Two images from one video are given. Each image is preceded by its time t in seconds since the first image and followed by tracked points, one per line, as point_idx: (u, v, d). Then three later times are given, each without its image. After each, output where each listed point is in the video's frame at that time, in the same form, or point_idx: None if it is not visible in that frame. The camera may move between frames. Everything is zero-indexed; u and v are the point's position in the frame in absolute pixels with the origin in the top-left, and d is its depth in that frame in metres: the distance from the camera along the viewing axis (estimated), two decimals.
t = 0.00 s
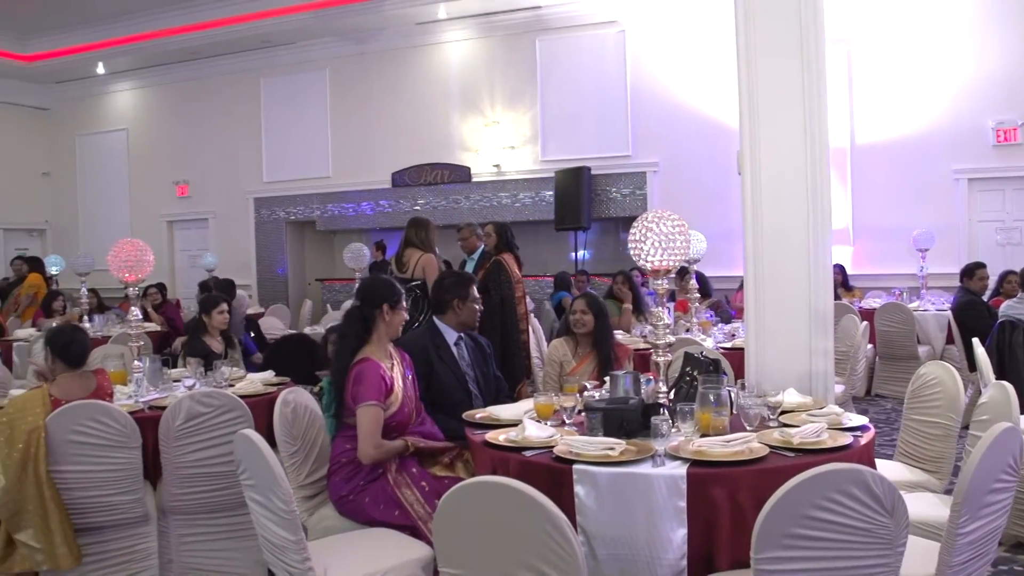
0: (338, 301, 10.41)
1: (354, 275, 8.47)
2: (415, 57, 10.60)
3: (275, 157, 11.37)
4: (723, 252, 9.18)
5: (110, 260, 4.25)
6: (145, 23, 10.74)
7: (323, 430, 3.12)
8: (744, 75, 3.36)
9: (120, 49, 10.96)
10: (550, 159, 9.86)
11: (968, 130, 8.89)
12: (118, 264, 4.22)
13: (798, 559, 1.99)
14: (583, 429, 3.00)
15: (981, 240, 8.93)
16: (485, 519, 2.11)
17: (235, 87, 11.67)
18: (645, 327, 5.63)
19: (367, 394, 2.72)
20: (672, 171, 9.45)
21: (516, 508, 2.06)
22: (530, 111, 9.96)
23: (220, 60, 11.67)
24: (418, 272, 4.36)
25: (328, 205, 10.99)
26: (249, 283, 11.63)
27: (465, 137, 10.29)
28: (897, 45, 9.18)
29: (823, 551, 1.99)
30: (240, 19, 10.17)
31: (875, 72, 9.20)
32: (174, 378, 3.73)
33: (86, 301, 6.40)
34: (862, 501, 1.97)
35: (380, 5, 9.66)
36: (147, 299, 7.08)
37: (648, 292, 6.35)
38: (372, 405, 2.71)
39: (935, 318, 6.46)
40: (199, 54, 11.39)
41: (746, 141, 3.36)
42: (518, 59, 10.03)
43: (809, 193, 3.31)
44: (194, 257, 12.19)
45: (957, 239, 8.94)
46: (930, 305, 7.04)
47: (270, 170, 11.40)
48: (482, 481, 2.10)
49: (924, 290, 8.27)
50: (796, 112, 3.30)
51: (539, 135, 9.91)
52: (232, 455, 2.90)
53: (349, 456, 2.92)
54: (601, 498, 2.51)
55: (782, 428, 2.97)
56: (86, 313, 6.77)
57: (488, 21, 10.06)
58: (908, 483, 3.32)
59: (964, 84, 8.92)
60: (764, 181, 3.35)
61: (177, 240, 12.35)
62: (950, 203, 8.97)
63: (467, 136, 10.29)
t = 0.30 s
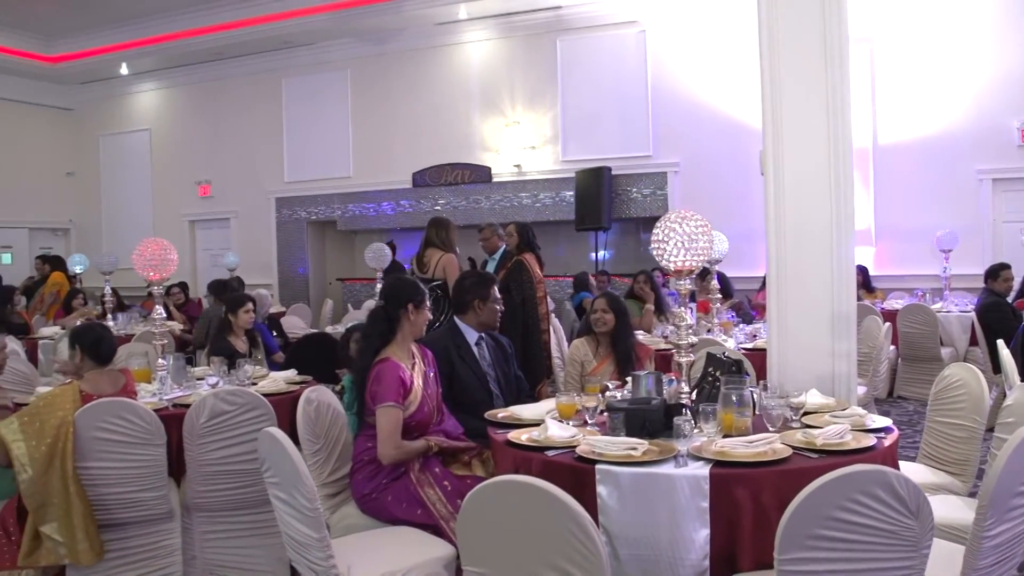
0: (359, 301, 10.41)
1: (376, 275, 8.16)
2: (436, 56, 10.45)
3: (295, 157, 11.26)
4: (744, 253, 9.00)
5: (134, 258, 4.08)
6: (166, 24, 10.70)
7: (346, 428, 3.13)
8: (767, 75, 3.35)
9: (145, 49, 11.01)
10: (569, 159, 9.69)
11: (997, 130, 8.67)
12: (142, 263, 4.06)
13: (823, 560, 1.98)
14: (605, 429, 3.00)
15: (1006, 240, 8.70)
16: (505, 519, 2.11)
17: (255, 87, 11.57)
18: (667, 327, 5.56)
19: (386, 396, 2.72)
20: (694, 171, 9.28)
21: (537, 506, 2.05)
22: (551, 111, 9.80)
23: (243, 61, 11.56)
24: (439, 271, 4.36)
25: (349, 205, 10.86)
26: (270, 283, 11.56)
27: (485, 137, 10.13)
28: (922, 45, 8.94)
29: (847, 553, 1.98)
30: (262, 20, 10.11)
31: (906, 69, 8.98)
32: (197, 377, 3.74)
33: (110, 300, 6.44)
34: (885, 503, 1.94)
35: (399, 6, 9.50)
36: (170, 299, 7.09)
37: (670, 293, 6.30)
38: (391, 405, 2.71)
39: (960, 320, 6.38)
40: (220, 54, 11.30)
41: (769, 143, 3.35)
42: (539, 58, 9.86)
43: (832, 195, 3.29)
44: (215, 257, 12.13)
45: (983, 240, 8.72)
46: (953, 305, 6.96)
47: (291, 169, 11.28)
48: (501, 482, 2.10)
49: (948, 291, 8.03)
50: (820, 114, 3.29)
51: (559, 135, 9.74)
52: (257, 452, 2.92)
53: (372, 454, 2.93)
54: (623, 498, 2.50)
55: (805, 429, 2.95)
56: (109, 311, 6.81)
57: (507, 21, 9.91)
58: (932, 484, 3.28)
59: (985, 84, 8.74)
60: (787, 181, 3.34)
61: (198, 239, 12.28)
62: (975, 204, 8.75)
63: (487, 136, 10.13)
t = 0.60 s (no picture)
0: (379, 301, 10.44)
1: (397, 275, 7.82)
2: (458, 57, 10.41)
3: (317, 157, 11.26)
4: (766, 254, 8.92)
5: (160, 257, 4.07)
6: (191, 26, 10.78)
7: (369, 427, 3.13)
8: (790, 75, 3.33)
9: (169, 51, 11.07)
10: (592, 159, 9.65)
11: None
12: (168, 262, 4.06)
13: (850, 562, 1.96)
14: (627, 429, 2.99)
15: None
16: (530, 518, 2.11)
17: (278, 88, 11.57)
18: (688, 328, 5.54)
19: (410, 396, 2.72)
20: (714, 172, 9.21)
21: (561, 506, 2.05)
22: (572, 111, 9.74)
23: (267, 60, 11.54)
24: (461, 272, 4.37)
25: (371, 205, 10.87)
26: (292, 283, 11.56)
27: (507, 137, 10.09)
28: (951, 43, 8.82)
29: (872, 556, 1.96)
30: (283, 21, 10.12)
31: (932, 69, 8.88)
32: (222, 375, 3.75)
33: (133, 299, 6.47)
34: (912, 506, 1.92)
35: (422, 7, 9.45)
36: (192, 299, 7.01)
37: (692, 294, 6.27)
38: (415, 406, 2.71)
39: (984, 322, 6.31)
40: (243, 55, 11.31)
41: (793, 146, 3.33)
42: (559, 58, 9.80)
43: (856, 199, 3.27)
44: (237, 256, 12.13)
45: (1007, 243, 8.59)
46: (977, 309, 6.91)
47: (314, 169, 11.29)
48: (526, 481, 2.10)
49: (970, 293, 7.96)
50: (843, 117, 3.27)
51: (580, 136, 9.69)
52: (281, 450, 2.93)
53: (395, 453, 2.93)
54: (646, 498, 2.47)
55: (829, 430, 2.92)
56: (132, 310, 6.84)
57: (528, 22, 9.86)
58: (957, 488, 3.25)
59: (1011, 83, 8.61)
60: (811, 180, 3.32)
61: (221, 239, 12.29)
62: (999, 204, 8.63)
63: (509, 136, 10.08)
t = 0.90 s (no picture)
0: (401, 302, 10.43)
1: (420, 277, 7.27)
2: (481, 57, 10.31)
3: (340, 157, 11.21)
4: (787, 254, 8.80)
5: (185, 257, 4.08)
6: (213, 26, 10.81)
7: (392, 427, 3.13)
8: (814, 75, 3.32)
9: (192, 52, 11.09)
10: (613, 160, 9.52)
11: None
12: (193, 261, 4.07)
13: (877, 565, 1.94)
14: (651, 430, 2.98)
15: None
16: (542, 521, 2.13)
17: (300, 89, 11.55)
18: (711, 329, 5.45)
19: (434, 392, 2.73)
20: (736, 172, 9.04)
21: (578, 505, 2.05)
22: (595, 112, 9.63)
23: (288, 62, 11.55)
24: (482, 272, 4.38)
25: (392, 206, 10.77)
26: (314, 282, 11.52)
27: (528, 138, 9.98)
28: (984, 42, 8.69)
29: (900, 559, 1.93)
30: (306, 22, 10.15)
31: (961, 69, 8.78)
32: (245, 374, 3.76)
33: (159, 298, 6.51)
34: (939, 509, 1.90)
35: (444, 8, 9.36)
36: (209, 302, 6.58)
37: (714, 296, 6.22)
38: (436, 401, 2.71)
39: (1011, 324, 6.24)
40: (266, 56, 11.30)
41: (817, 149, 3.32)
42: (580, 58, 9.70)
43: (880, 203, 3.26)
44: (260, 256, 12.15)
45: None
46: (1003, 310, 6.86)
47: (336, 169, 11.25)
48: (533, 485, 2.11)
49: (998, 296, 7.86)
50: (868, 121, 3.25)
51: (602, 137, 9.58)
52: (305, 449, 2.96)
53: (418, 452, 2.94)
54: (670, 500, 2.41)
55: (854, 433, 2.89)
56: (158, 310, 6.88)
57: (550, 22, 9.74)
58: (983, 492, 3.23)
59: None
60: (834, 181, 3.30)
61: (244, 239, 12.30)
62: None
63: (531, 136, 9.97)
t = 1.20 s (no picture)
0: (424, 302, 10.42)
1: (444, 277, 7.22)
2: (506, 58, 10.21)
3: (365, 158, 11.18)
4: (811, 256, 8.71)
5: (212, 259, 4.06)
6: (238, 29, 10.83)
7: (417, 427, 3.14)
8: (840, 75, 3.30)
9: (218, 53, 11.12)
10: (636, 161, 9.43)
11: None
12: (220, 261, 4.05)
13: (902, 568, 1.91)
14: (676, 431, 2.97)
15: None
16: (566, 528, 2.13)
17: (323, 90, 11.53)
18: (735, 330, 5.38)
19: (453, 373, 2.76)
20: (761, 174, 8.94)
21: (606, 506, 2.04)
22: (618, 113, 9.52)
23: (311, 63, 11.55)
24: (506, 272, 4.38)
25: (416, 206, 10.78)
26: (337, 282, 11.51)
27: (551, 139, 9.88)
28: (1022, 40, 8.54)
29: (928, 564, 1.91)
30: (331, 23, 10.13)
31: (995, 68, 8.66)
32: (270, 372, 3.78)
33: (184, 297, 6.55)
34: (968, 514, 1.87)
35: (466, 9, 9.27)
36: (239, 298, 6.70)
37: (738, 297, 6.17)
38: (456, 381, 2.73)
39: None
40: (290, 57, 11.28)
41: (842, 152, 3.31)
42: (602, 60, 9.61)
43: (907, 204, 3.23)
44: (284, 256, 12.16)
45: None
46: None
47: (360, 169, 11.22)
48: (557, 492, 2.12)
49: None
50: (895, 122, 3.23)
51: (625, 137, 9.48)
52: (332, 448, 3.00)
53: (442, 451, 2.96)
54: (696, 502, 2.37)
55: (880, 435, 2.85)
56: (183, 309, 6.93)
57: (573, 23, 9.63)
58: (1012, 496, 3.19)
59: None
60: (860, 183, 3.28)
61: (268, 239, 12.30)
62: None
63: (554, 137, 9.87)
